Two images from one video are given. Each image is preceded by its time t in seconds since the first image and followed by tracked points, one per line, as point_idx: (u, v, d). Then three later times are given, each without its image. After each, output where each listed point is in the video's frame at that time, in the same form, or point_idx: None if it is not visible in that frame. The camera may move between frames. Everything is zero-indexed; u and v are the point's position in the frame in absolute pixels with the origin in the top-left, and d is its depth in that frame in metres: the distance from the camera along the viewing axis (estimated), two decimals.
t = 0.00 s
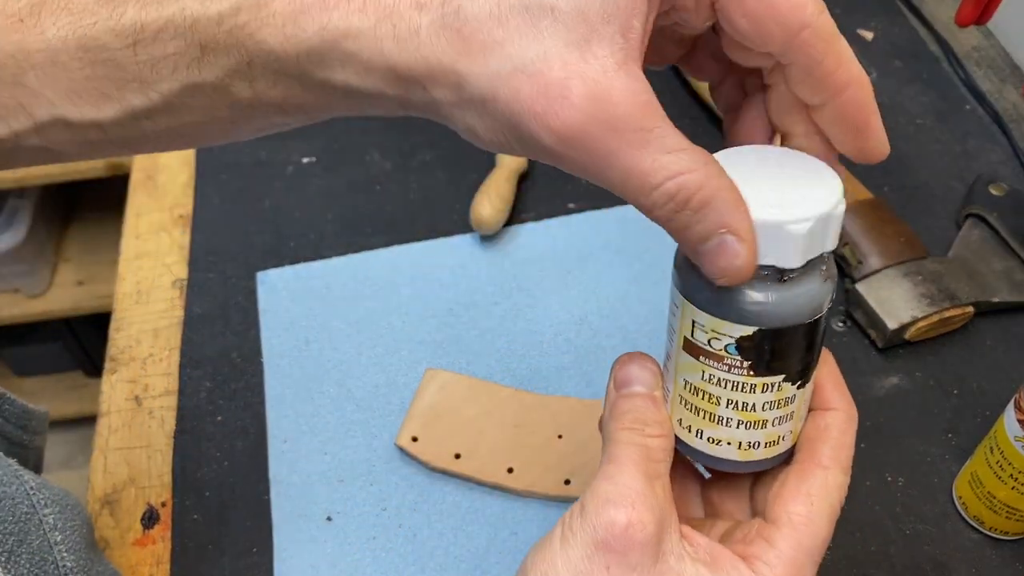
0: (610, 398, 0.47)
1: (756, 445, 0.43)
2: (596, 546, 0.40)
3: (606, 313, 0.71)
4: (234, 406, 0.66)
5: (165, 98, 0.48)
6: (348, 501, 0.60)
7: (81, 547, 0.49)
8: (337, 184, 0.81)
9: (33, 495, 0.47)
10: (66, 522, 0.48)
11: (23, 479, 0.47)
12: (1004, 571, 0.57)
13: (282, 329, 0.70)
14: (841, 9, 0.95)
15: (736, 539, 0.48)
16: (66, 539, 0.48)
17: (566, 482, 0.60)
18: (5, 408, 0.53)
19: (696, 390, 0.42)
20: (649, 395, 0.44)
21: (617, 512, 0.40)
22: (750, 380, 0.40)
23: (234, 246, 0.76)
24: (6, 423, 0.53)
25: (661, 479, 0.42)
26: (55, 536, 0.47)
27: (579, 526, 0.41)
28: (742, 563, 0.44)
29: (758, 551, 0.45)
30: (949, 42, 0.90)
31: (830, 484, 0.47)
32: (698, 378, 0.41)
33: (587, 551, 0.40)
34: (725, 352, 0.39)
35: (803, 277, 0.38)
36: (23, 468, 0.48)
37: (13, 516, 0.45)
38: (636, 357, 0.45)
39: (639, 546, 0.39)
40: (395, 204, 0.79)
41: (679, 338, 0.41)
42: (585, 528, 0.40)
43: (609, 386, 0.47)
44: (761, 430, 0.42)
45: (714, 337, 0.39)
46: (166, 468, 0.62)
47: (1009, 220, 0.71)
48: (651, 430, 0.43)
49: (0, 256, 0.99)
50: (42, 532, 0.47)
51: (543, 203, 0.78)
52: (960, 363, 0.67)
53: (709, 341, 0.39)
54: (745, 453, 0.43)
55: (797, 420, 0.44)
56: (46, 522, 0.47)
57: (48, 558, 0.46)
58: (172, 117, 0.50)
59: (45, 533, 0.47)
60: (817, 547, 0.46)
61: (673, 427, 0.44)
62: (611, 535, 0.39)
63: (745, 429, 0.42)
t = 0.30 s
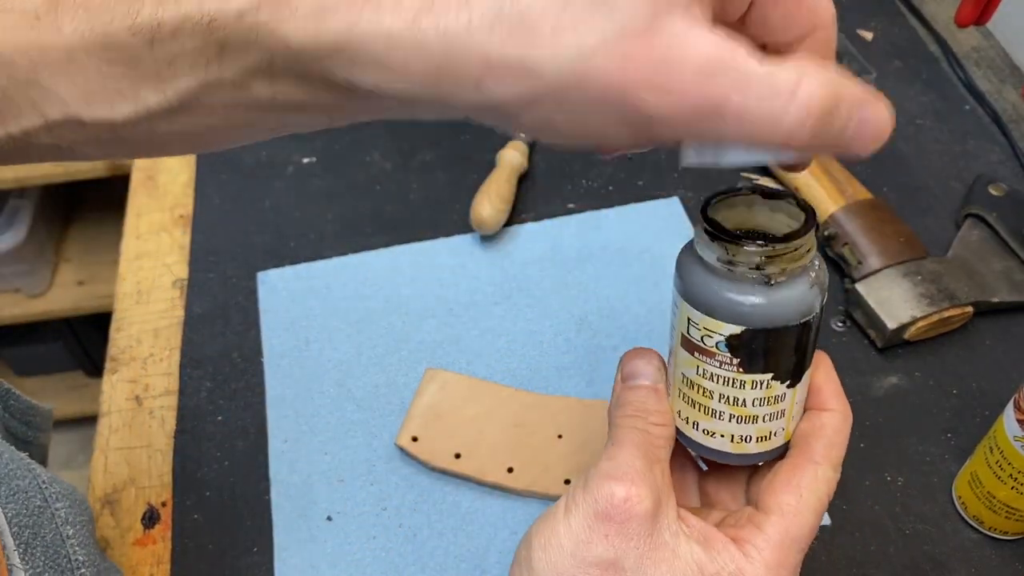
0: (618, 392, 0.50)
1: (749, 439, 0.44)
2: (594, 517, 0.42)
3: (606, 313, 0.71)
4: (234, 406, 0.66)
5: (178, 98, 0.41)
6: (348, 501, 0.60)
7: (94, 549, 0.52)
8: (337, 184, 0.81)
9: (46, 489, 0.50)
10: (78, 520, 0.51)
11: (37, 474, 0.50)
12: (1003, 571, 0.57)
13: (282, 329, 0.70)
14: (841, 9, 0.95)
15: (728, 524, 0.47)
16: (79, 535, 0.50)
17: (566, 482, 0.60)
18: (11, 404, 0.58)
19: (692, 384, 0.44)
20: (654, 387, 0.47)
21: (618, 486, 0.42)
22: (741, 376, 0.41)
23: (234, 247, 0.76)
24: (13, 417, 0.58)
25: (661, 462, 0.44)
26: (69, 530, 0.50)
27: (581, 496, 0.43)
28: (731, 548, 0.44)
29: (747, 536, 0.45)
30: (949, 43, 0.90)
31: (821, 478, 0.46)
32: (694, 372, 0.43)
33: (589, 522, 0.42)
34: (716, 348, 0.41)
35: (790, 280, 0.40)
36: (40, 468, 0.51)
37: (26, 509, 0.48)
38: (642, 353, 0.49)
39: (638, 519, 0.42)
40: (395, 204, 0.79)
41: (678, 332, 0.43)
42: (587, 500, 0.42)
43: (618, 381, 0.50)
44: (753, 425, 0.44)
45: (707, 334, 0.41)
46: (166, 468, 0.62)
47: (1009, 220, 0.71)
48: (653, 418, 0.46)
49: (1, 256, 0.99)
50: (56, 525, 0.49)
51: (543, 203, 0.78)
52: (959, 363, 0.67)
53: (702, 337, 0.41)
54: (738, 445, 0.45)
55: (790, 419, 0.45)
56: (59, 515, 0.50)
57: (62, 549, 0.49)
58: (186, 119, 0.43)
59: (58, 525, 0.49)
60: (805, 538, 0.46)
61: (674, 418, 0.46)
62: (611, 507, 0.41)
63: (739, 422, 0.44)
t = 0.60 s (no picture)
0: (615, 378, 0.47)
1: (751, 423, 0.46)
2: (614, 508, 0.41)
3: (606, 313, 0.71)
4: (235, 406, 0.66)
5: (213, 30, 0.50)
6: (348, 500, 0.60)
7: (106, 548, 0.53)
8: (338, 184, 0.81)
9: (62, 486, 0.50)
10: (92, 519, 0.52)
11: (52, 471, 0.50)
12: (1003, 571, 0.57)
13: (283, 329, 0.70)
14: (840, 10, 0.95)
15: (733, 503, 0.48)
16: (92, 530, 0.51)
17: (566, 481, 0.60)
18: (30, 399, 0.58)
19: (700, 374, 0.45)
20: (656, 374, 0.45)
21: (637, 475, 0.41)
22: (749, 369, 0.43)
23: (234, 246, 0.76)
24: (31, 414, 0.58)
25: (670, 446, 0.44)
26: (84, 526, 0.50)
27: (599, 487, 0.42)
28: (740, 526, 0.45)
29: (755, 513, 0.46)
30: (948, 43, 0.90)
31: (821, 454, 0.48)
32: (702, 364, 0.44)
33: (609, 512, 0.41)
34: (726, 343, 0.42)
35: (800, 280, 0.41)
36: (55, 466, 0.52)
37: (46, 503, 0.48)
38: (642, 339, 0.46)
39: (659, 506, 0.41)
40: (396, 203, 0.79)
41: (685, 327, 0.44)
42: (606, 490, 0.41)
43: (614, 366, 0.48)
44: (756, 410, 0.45)
45: (717, 330, 0.42)
46: (167, 467, 0.62)
47: (1008, 220, 0.71)
48: (659, 405, 0.44)
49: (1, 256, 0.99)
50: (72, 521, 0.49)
51: (543, 203, 0.79)
52: (959, 362, 0.67)
53: (713, 333, 0.42)
54: (741, 429, 0.46)
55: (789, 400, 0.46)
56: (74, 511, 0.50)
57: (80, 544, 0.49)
58: (217, 58, 0.51)
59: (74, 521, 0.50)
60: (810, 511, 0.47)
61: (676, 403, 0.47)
62: (632, 496, 0.41)
63: (744, 410, 0.45)
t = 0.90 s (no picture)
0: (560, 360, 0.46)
1: (697, 390, 0.45)
2: (571, 491, 0.41)
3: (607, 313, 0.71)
4: (235, 407, 0.66)
5: None
6: (348, 500, 0.61)
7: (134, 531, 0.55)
8: (338, 184, 0.81)
9: (97, 462, 0.53)
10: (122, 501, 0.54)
11: (90, 448, 0.53)
12: (1003, 571, 0.57)
13: (283, 330, 0.70)
14: (840, 10, 0.95)
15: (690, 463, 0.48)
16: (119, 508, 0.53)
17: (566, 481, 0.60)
18: (84, 381, 0.59)
19: (646, 349, 0.43)
20: (602, 351, 0.44)
21: (590, 455, 0.41)
22: (696, 338, 0.41)
23: (234, 246, 0.76)
24: (82, 395, 0.59)
25: (620, 419, 0.43)
26: (111, 503, 0.53)
27: (554, 473, 0.42)
28: (697, 486, 0.45)
29: (712, 471, 0.46)
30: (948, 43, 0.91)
31: (773, 412, 0.49)
32: (648, 339, 0.43)
33: (567, 495, 0.41)
34: (673, 316, 0.41)
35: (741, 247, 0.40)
36: (93, 449, 0.55)
37: (74, 468, 0.50)
38: (585, 319, 0.45)
39: (613, 481, 0.41)
40: (395, 203, 0.80)
41: (629, 304, 0.43)
42: (562, 474, 0.41)
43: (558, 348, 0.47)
44: (702, 376, 0.44)
45: (664, 305, 0.41)
46: (167, 468, 0.62)
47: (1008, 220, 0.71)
48: (607, 381, 0.43)
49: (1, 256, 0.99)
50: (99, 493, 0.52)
51: (543, 203, 0.79)
52: (959, 362, 0.67)
53: (660, 308, 0.41)
54: (688, 397, 0.45)
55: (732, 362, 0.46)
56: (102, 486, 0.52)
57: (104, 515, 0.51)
58: (265, 20, 0.59)
59: (103, 494, 0.52)
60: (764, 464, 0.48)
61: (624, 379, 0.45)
62: (587, 477, 0.40)
63: (691, 378, 0.44)
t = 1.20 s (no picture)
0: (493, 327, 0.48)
1: (618, 356, 0.46)
2: (497, 436, 0.42)
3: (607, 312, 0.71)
4: (235, 406, 0.66)
5: None
6: (348, 500, 0.61)
7: (129, 461, 0.57)
8: (338, 184, 0.81)
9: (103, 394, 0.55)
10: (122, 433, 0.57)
11: (96, 375, 0.56)
12: (1003, 571, 0.57)
13: (282, 330, 0.70)
14: (840, 10, 0.95)
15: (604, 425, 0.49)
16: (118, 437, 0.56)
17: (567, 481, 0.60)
18: (110, 339, 0.62)
19: (572, 315, 0.45)
20: (535, 317, 0.46)
21: (517, 405, 0.42)
22: (618, 305, 0.43)
23: (235, 246, 0.76)
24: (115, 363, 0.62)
25: (549, 379, 0.45)
26: (109, 427, 0.55)
27: (483, 419, 0.43)
28: (612, 441, 0.46)
29: (626, 429, 0.47)
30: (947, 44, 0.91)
31: (686, 378, 0.50)
32: (575, 306, 0.44)
33: (492, 441, 0.43)
34: (597, 283, 0.42)
35: (660, 219, 0.41)
36: (103, 383, 0.57)
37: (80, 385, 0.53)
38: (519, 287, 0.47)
39: (537, 431, 0.42)
40: (395, 203, 0.80)
41: (559, 271, 0.44)
42: (489, 422, 0.43)
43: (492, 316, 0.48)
44: (623, 343, 0.45)
45: (589, 272, 0.42)
46: (167, 468, 0.62)
47: (1007, 220, 0.71)
48: (539, 344, 0.45)
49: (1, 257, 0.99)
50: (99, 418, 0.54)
51: (543, 203, 0.79)
52: (958, 363, 0.68)
53: (585, 275, 0.42)
54: (610, 363, 0.47)
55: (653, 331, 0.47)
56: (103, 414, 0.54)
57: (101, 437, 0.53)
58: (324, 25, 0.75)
59: (102, 416, 0.54)
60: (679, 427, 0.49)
61: (551, 344, 0.47)
62: (513, 424, 0.42)
63: (613, 344, 0.45)
